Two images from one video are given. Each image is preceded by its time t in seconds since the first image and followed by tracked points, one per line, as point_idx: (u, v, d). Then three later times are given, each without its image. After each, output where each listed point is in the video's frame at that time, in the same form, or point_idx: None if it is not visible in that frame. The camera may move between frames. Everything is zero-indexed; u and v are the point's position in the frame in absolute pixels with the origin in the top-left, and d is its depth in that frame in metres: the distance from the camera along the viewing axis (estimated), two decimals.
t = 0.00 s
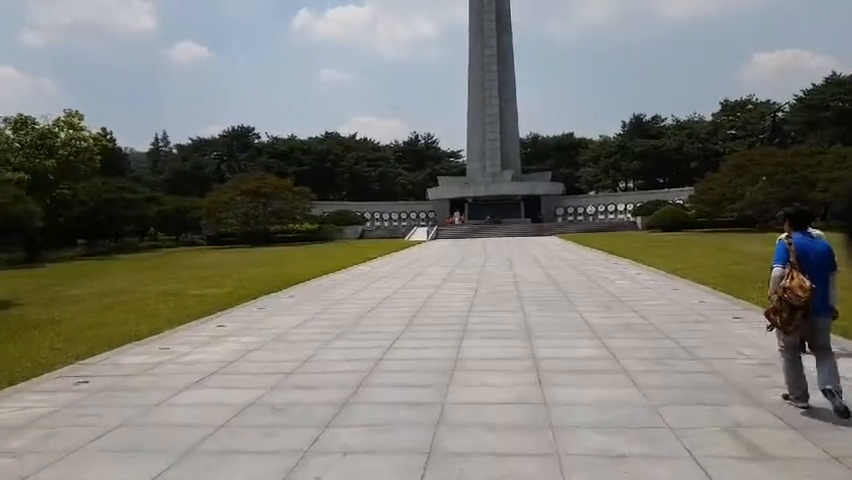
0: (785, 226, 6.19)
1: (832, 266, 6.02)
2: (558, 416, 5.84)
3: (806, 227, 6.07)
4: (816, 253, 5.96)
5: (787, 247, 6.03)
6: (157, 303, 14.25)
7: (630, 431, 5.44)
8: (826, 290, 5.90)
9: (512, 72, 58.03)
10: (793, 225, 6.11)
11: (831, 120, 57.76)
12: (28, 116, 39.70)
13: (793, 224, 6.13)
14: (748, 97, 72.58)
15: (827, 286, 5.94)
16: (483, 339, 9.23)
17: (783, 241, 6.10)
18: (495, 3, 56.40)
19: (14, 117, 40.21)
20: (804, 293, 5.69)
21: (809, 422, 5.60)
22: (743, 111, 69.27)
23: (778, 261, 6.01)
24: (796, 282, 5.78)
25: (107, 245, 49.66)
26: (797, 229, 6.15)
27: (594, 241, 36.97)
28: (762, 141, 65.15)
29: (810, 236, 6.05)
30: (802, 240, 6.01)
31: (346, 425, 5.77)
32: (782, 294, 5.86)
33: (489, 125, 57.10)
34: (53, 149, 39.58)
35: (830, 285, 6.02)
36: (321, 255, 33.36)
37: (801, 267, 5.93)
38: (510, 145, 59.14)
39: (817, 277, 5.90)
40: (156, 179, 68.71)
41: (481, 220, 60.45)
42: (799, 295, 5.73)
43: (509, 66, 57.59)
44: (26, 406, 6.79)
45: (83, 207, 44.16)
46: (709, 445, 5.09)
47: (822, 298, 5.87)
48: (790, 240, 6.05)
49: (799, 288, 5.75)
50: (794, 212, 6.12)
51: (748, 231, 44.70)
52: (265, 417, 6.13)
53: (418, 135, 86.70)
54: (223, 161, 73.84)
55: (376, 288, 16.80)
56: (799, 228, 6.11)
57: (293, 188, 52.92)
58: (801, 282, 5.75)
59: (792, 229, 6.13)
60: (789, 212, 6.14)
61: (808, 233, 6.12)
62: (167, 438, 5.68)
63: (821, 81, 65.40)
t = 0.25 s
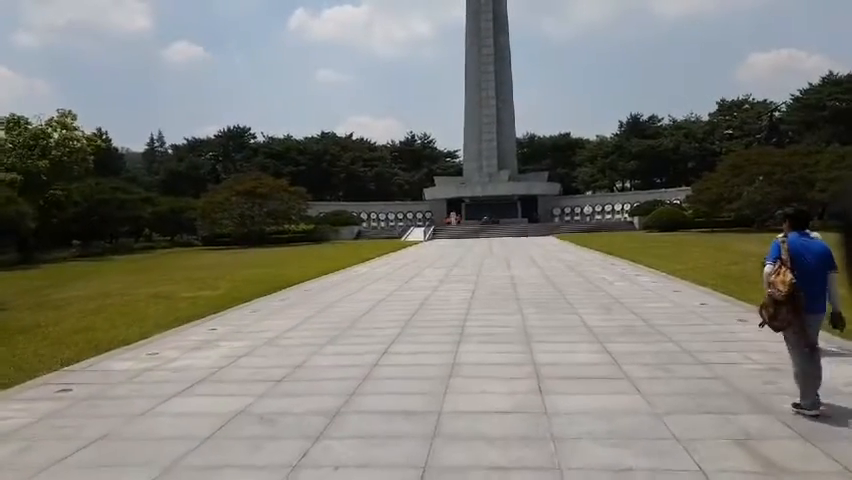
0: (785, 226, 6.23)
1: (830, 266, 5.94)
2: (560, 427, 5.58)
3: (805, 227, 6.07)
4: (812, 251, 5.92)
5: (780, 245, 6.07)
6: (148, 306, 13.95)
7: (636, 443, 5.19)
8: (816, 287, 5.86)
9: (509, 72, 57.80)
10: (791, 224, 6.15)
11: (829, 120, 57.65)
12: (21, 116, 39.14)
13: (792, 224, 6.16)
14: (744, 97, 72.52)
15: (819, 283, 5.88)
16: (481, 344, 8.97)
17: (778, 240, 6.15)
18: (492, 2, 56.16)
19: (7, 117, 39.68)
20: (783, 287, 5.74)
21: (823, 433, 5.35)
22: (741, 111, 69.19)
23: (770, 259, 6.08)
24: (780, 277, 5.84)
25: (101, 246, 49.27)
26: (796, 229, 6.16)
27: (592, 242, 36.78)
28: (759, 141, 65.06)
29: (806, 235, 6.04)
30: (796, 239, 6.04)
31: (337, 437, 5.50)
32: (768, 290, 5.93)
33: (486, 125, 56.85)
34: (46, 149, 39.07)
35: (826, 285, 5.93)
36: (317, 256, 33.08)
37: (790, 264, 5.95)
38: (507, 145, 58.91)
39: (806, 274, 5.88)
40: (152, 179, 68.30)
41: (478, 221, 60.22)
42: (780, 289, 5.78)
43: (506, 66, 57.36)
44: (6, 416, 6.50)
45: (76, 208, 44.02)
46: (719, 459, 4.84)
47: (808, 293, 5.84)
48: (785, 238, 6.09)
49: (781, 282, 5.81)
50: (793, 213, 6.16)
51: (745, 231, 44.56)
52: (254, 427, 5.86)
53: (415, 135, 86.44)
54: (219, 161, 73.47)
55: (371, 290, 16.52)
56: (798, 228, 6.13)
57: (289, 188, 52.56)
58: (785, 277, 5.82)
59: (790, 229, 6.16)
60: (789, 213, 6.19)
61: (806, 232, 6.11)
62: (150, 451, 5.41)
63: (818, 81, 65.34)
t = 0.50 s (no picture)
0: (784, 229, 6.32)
1: (826, 269, 6.05)
2: (560, 439, 5.32)
3: (803, 232, 6.17)
4: (810, 254, 6.04)
5: (778, 247, 6.17)
6: (138, 310, 13.67)
7: (640, 456, 4.93)
8: (814, 289, 5.96)
9: (506, 73, 57.58)
10: (789, 227, 6.24)
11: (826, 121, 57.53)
12: (14, 118, 38.96)
13: (791, 227, 6.25)
14: (742, 98, 72.44)
15: (816, 287, 5.99)
16: (478, 349, 8.71)
17: (776, 242, 6.25)
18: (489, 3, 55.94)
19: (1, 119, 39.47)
20: (780, 290, 5.87)
21: (836, 445, 5.09)
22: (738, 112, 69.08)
23: (767, 261, 6.18)
24: (777, 279, 5.96)
25: (96, 249, 48.95)
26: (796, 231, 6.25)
27: (590, 243, 36.57)
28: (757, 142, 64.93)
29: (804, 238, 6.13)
30: (794, 242, 6.14)
31: (326, 450, 5.24)
32: (765, 292, 6.06)
33: (483, 127, 56.61)
34: (40, 151, 38.85)
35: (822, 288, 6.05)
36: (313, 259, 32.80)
37: (788, 267, 6.05)
38: (504, 146, 58.69)
39: (804, 277, 5.98)
40: (148, 181, 67.97)
41: (475, 222, 59.97)
42: (777, 291, 5.91)
43: (503, 67, 57.14)
44: None
45: (71, 210, 43.74)
46: (729, 473, 4.59)
47: (806, 296, 5.95)
48: (783, 241, 6.18)
49: (779, 284, 5.93)
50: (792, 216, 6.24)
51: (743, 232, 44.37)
52: (239, 439, 5.59)
53: (411, 137, 86.21)
54: (215, 163, 73.19)
55: (367, 293, 16.24)
56: (796, 231, 6.22)
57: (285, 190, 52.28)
58: (782, 280, 5.93)
59: (789, 232, 6.25)
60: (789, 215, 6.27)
61: (804, 236, 6.21)
62: (129, 465, 5.14)
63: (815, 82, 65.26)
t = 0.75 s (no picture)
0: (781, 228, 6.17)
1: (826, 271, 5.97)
2: (562, 456, 5.07)
3: (801, 231, 6.04)
4: (811, 256, 5.92)
5: (778, 249, 6.02)
6: (130, 314, 13.41)
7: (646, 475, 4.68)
8: (816, 293, 5.89)
9: (505, 73, 57.34)
10: (788, 227, 6.09)
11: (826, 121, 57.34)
12: (9, 117, 38.49)
13: (790, 227, 6.10)
14: (741, 98, 72.30)
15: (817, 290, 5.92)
16: (476, 357, 8.45)
17: (776, 243, 6.10)
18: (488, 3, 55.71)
19: None
20: (786, 296, 5.78)
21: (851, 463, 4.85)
22: (737, 112, 68.91)
23: (768, 263, 6.04)
24: (782, 285, 5.84)
25: (92, 249, 48.65)
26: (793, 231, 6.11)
27: (589, 243, 36.36)
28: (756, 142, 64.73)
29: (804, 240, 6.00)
30: (794, 244, 6.00)
31: (315, 468, 4.98)
32: (768, 295, 5.95)
33: (482, 127, 56.37)
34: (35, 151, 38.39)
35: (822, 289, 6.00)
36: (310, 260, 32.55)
37: (791, 270, 5.92)
38: (503, 146, 58.47)
39: (807, 281, 5.88)
40: (145, 181, 67.65)
41: (474, 222, 59.72)
42: (782, 298, 5.82)
43: (501, 67, 56.92)
44: None
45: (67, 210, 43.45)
46: None
47: (810, 300, 5.88)
48: (783, 243, 6.03)
49: (783, 290, 5.83)
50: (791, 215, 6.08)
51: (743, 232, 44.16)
52: (225, 455, 5.34)
53: (410, 136, 85.98)
54: (212, 163, 72.92)
55: (363, 295, 15.99)
56: (795, 231, 6.08)
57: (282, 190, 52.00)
58: (786, 285, 5.82)
59: (788, 232, 6.11)
60: (787, 215, 6.10)
61: (803, 236, 6.08)
62: None
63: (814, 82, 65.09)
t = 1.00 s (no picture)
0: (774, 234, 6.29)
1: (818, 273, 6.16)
2: (564, 466, 4.83)
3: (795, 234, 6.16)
4: (806, 259, 6.07)
5: (776, 254, 6.12)
6: (122, 315, 13.16)
7: None
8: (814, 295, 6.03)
9: (505, 71, 57.10)
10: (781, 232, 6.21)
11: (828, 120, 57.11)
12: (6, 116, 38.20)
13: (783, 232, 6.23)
14: (741, 98, 72.08)
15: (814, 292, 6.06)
16: (475, 360, 8.21)
17: (771, 248, 6.20)
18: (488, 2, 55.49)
19: None
20: (794, 300, 5.83)
21: None
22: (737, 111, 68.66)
23: (768, 269, 6.11)
24: (787, 289, 5.91)
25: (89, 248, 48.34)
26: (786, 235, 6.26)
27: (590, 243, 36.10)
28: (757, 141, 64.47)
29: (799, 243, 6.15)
30: (790, 247, 6.11)
31: None
32: (773, 300, 6.00)
33: (482, 126, 56.10)
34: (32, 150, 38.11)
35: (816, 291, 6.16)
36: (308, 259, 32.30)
37: (791, 274, 6.03)
38: (502, 146, 58.23)
39: (806, 283, 6.01)
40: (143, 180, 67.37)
41: (474, 221, 59.46)
42: (789, 301, 5.87)
43: (501, 66, 56.69)
44: None
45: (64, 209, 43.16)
46: None
47: (811, 303, 6.00)
48: (779, 247, 6.14)
49: (789, 294, 5.89)
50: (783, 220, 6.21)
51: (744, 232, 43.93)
52: (211, 466, 5.09)
53: (410, 136, 85.71)
54: (211, 162, 72.65)
55: (361, 296, 15.74)
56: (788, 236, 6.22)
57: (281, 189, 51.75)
58: (792, 289, 5.89)
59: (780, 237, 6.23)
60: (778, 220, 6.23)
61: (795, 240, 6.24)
62: None
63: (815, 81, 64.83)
